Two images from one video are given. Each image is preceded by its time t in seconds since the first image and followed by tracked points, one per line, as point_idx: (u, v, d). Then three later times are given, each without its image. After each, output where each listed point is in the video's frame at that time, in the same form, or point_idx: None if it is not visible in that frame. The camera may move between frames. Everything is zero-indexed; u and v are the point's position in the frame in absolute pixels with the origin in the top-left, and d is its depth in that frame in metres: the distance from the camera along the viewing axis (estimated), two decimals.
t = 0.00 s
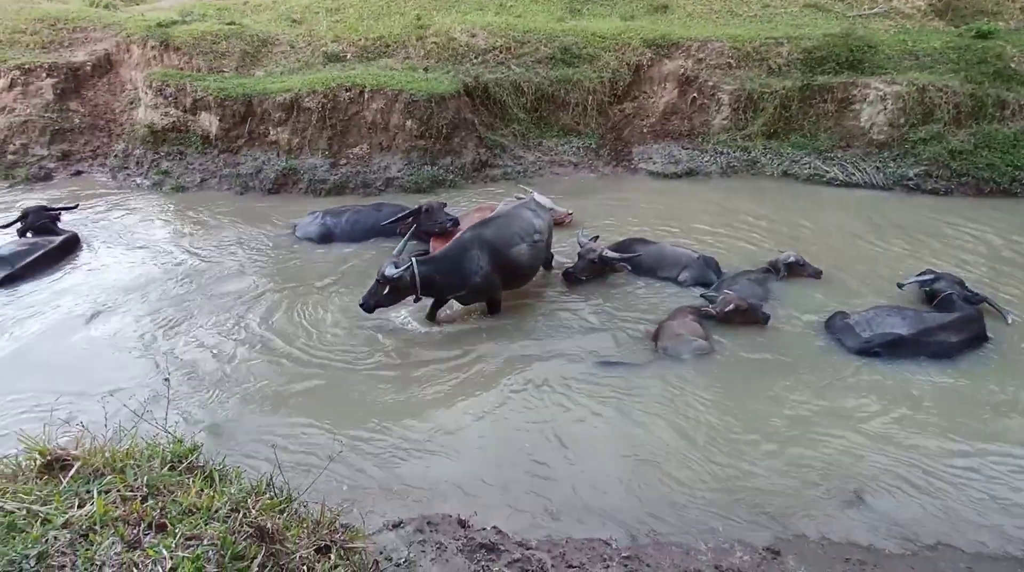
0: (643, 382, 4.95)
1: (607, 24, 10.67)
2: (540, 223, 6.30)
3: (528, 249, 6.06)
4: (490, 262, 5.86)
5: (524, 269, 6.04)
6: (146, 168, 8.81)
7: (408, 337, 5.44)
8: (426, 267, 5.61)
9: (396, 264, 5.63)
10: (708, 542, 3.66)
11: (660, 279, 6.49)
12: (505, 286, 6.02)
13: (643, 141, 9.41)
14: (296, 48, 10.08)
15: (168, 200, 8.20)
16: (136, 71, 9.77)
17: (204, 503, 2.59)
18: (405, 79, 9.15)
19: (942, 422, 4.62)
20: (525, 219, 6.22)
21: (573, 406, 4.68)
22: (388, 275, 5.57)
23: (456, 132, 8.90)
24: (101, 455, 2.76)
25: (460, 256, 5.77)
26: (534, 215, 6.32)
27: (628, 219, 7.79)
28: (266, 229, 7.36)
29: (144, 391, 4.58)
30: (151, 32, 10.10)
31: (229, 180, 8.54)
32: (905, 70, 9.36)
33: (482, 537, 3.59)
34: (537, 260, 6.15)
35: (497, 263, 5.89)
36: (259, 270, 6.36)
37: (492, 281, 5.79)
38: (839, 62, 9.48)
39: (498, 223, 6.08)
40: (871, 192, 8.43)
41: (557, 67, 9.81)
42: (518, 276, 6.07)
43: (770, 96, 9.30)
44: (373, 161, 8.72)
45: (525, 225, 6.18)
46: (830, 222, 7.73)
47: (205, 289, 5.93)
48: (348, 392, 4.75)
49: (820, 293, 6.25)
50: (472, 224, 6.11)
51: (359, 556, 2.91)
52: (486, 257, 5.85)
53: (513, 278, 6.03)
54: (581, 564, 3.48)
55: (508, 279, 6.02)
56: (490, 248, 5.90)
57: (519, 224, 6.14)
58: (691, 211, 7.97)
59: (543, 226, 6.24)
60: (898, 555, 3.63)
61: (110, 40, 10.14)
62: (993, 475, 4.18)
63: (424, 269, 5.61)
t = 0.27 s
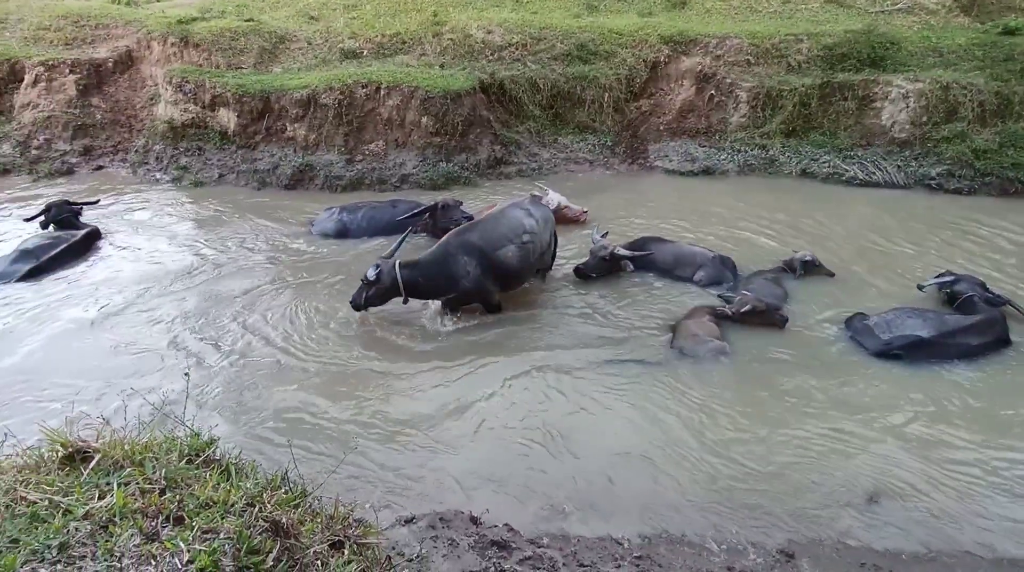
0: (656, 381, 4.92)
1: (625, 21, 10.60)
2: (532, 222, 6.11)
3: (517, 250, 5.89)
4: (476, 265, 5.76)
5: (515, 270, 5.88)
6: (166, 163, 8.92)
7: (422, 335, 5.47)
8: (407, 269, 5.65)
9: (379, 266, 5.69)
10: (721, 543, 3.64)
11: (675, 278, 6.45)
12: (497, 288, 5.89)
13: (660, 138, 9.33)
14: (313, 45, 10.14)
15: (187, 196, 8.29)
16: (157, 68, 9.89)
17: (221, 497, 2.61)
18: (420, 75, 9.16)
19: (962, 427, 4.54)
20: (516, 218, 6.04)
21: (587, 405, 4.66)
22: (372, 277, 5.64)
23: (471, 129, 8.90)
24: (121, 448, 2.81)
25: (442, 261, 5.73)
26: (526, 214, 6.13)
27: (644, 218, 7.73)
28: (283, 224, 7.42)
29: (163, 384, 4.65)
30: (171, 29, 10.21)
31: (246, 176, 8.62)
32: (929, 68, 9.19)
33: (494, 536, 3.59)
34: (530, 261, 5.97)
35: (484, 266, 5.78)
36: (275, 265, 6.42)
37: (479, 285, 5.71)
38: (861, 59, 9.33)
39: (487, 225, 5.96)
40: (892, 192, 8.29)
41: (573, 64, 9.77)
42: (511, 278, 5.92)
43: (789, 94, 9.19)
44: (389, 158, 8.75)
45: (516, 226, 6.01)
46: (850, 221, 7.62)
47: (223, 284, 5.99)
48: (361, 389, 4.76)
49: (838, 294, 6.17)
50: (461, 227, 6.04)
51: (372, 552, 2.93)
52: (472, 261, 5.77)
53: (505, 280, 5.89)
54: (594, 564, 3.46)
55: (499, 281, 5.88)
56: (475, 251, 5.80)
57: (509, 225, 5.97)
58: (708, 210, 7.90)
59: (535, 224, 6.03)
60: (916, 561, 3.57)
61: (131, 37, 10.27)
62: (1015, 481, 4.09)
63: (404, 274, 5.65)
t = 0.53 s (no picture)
0: (675, 381, 4.88)
1: (646, 17, 10.51)
2: (536, 224, 5.84)
3: (514, 254, 5.70)
4: (467, 268, 5.67)
5: (511, 274, 5.72)
6: (190, 159, 9.06)
7: (440, 331, 5.49)
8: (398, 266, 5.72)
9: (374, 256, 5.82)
10: (739, 546, 3.60)
11: (694, 277, 6.39)
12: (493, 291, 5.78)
13: (681, 135, 9.24)
14: (335, 42, 10.20)
15: (210, 191, 8.41)
16: (181, 64, 10.03)
17: (243, 490, 2.64)
18: (441, 72, 9.17)
19: (989, 432, 4.43)
20: (517, 220, 5.82)
21: (604, 403, 4.64)
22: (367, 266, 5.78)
23: (491, 126, 8.89)
24: (145, 439, 2.86)
25: (434, 262, 5.71)
26: (530, 215, 5.87)
27: (663, 216, 7.67)
28: (303, 220, 7.49)
29: (186, 376, 4.72)
30: (196, 26, 10.35)
31: (268, 172, 8.72)
32: (959, 64, 8.96)
33: (510, 533, 3.59)
34: (529, 265, 5.77)
35: (478, 269, 5.67)
36: (296, 260, 6.49)
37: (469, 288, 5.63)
38: (888, 55, 9.14)
39: (486, 226, 5.81)
40: (919, 191, 8.12)
41: (594, 60, 9.70)
42: (508, 282, 5.78)
43: (814, 91, 9.03)
44: (408, 154, 8.79)
45: (516, 227, 5.79)
46: (875, 221, 7.47)
47: (245, 279, 6.07)
48: (379, 384, 4.79)
49: (862, 295, 6.06)
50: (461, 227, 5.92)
51: (390, 546, 2.95)
52: (464, 263, 5.67)
53: (502, 283, 5.76)
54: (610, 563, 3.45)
55: (496, 284, 5.76)
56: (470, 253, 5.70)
57: (508, 227, 5.77)
58: (729, 208, 7.81)
59: (536, 226, 5.78)
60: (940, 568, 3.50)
61: (157, 34, 10.42)
62: None
63: (395, 273, 5.70)
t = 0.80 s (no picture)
0: (690, 382, 4.84)
1: (665, 14, 10.42)
2: (539, 233, 5.57)
3: (508, 262, 5.52)
4: (456, 267, 5.60)
5: (503, 281, 5.58)
6: (210, 156, 9.17)
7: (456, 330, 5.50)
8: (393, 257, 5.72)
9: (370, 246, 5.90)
10: (754, 549, 3.56)
11: (711, 277, 6.33)
12: (484, 293, 5.69)
13: (699, 134, 9.16)
14: (353, 40, 10.26)
15: (229, 188, 8.51)
16: (202, 62, 10.15)
17: (262, 485, 2.67)
18: (458, 70, 9.18)
19: (1013, 439, 4.34)
20: (519, 228, 5.58)
21: (619, 404, 4.62)
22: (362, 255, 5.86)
23: (507, 124, 8.89)
24: (168, 433, 2.90)
25: (426, 255, 5.70)
26: (537, 223, 5.59)
27: (680, 215, 7.61)
28: (320, 217, 7.55)
29: (208, 372, 4.77)
30: (217, 24, 10.46)
31: (287, 169, 8.80)
32: (987, 61, 8.77)
33: (524, 532, 3.59)
34: (524, 274, 5.58)
35: (470, 271, 5.57)
36: (313, 257, 6.54)
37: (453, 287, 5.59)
38: (913, 53, 8.99)
39: (486, 229, 5.63)
40: (943, 192, 7.97)
41: (612, 58, 9.65)
42: (500, 288, 5.65)
43: (836, 89, 8.91)
44: (425, 152, 8.81)
45: (516, 234, 5.57)
46: (897, 222, 7.34)
47: (264, 275, 6.13)
48: (393, 381, 4.81)
49: (883, 297, 5.96)
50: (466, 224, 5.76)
51: (405, 543, 2.96)
52: (453, 262, 5.60)
53: (494, 288, 5.64)
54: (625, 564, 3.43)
55: (488, 288, 5.65)
56: (465, 254, 5.59)
57: (507, 233, 5.56)
58: (747, 207, 7.73)
59: (536, 237, 5.53)
60: None
61: (179, 32, 10.55)
62: None
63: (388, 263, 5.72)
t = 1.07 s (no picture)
0: (710, 382, 4.80)
1: (690, 10, 10.31)
2: (543, 236, 5.46)
3: (509, 263, 5.37)
4: (454, 266, 5.46)
5: (502, 283, 5.42)
6: (235, 151, 9.30)
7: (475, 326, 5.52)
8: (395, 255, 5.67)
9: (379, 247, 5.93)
10: (773, 552, 3.52)
11: (733, 276, 6.26)
12: (483, 295, 5.52)
13: (723, 132, 9.06)
14: (376, 36, 10.32)
15: (253, 182, 8.62)
16: (228, 58, 10.29)
17: (284, 476, 2.70)
18: (480, 66, 9.18)
19: None
20: (523, 229, 5.45)
21: (637, 403, 4.60)
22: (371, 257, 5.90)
23: (528, 121, 8.87)
24: (193, 422, 2.95)
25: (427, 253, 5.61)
26: (541, 225, 5.50)
27: (702, 214, 7.53)
28: (342, 212, 7.61)
29: (231, 362, 4.85)
30: (243, 21, 10.59)
31: (309, 164, 8.89)
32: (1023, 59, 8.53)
33: (540, 529, 3.60)
34: (525, 276, 5.42)
35: (470, 271, 5.42)
36: (335, 251, 6.60)
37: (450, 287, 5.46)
38: (945, 51, 8.79)
39: (488, 229, 5.50)
40: (974, 193, 7.79)
41: (635, 55, 9.57)
42: (500, 290, 5.48)
43: (864, 87, 8.74)
44: (446, 149, 8.84)
45: (518, 236, 5.43)
46: (926, 223, 7.18)
47: (287, 269, 6.21)
48: (412, 376, 4.84)
49: (909, 299, 5.84)
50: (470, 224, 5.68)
51: (423, 536, 2.98)
52: (452, 261, 5.46)
53: (494, 290, 5.47)
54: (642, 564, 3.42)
55: (487, 290, 5.48)
56: (466, 253, 5.44)
57: (509, 235, 5.42)
58: (770, 207, 7.61)
59: (539, 241, 5.42)
60: None
61: (206, 29, 10.71)
62: None
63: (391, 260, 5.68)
